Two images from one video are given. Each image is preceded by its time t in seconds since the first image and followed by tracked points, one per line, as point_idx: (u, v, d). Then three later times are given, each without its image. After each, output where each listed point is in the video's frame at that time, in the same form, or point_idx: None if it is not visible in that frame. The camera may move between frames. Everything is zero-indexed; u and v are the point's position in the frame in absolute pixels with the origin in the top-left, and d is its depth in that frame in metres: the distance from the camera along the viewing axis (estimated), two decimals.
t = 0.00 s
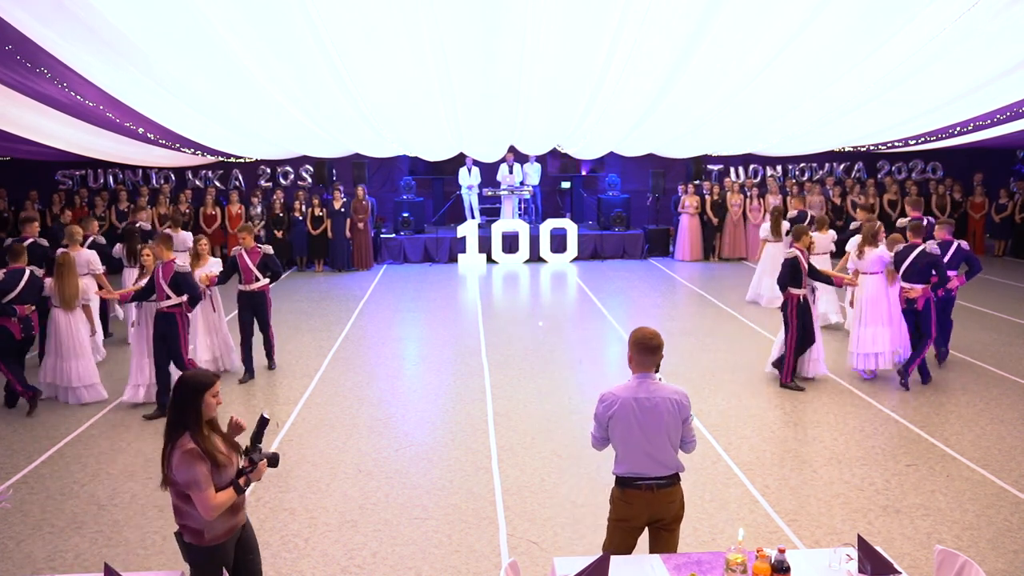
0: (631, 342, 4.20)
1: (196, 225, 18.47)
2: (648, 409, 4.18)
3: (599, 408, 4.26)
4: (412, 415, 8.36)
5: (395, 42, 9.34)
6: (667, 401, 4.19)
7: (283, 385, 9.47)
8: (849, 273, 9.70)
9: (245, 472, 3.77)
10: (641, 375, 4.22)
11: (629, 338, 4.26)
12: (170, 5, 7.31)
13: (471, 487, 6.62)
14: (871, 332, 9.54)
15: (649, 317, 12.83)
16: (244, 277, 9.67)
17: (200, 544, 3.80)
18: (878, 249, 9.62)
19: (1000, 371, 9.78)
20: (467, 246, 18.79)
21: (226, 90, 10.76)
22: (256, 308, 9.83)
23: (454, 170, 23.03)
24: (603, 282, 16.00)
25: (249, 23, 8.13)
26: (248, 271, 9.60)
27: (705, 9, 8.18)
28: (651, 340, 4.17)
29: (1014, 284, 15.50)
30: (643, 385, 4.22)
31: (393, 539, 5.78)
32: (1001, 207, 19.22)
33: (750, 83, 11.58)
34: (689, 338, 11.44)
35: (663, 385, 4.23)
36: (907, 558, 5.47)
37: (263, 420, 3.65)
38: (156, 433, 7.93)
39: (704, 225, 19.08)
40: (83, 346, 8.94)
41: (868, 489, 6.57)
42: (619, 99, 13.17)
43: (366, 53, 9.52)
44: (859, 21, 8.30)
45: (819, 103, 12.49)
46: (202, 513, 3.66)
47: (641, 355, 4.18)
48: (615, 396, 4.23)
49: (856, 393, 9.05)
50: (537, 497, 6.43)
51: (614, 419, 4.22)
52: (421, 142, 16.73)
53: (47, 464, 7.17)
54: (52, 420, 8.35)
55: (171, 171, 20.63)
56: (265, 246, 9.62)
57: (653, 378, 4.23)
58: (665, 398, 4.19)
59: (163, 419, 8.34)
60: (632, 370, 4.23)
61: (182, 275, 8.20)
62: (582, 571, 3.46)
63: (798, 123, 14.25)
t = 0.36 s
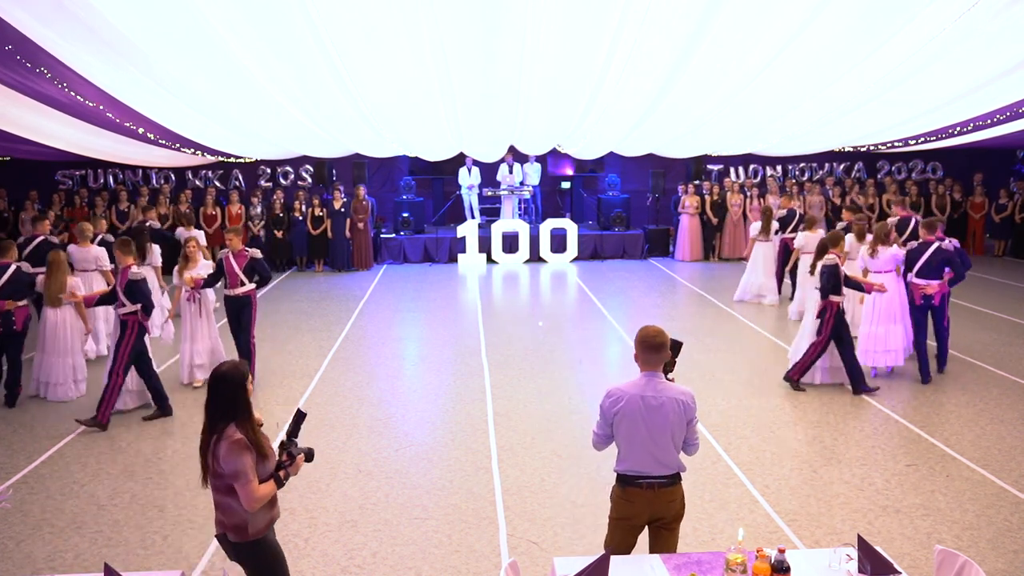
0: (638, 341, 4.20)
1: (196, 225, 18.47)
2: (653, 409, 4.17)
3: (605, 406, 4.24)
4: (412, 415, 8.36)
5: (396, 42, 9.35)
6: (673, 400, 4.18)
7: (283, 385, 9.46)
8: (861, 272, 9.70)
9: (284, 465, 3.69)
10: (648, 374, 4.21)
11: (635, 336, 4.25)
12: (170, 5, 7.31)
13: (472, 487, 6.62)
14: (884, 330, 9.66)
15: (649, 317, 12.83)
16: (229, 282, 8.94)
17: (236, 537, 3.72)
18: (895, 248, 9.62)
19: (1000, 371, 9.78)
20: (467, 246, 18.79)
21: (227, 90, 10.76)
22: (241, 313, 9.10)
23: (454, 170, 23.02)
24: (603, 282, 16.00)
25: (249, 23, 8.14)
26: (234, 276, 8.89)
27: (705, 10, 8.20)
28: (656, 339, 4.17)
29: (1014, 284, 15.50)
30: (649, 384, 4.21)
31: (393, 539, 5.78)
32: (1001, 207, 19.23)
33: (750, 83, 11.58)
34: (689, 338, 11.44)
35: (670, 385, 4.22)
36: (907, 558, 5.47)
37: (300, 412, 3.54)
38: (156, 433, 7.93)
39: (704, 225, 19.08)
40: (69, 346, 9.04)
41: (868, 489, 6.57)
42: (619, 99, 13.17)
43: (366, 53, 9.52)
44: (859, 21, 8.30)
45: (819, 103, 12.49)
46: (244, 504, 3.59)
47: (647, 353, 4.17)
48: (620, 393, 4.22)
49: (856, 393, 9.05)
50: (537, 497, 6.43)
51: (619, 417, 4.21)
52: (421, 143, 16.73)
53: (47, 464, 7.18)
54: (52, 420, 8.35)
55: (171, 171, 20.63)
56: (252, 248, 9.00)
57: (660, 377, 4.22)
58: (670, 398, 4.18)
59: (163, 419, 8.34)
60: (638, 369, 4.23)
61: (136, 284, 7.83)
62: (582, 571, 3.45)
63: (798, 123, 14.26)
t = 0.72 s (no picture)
0: (631, 341, 4.21)
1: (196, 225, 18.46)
2: (646, 408, 4.17)
3: (599, 403, 4.24)
4: (412, 415, 8.36)
5: (396, 42, 9.35)
6: (666, 400, 4.18)
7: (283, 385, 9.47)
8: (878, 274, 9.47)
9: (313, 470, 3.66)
10: (642, 373, 4.22)
11: (628, 335, 4.26)
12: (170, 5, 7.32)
13: (472, 487, 6.62)
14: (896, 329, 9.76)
15: (649, 317, 12.84)
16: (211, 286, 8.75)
17: (276, 553, 3.59)
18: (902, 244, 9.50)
19: (1000, 371, 9.78)
20: (468, 246, 18.79)
21: (226, 90, 10.77)
22: (225, 319, 8.85)
23: (454, 170, 23.03)
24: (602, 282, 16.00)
25: (249, 23, 8.14)
26: (215, 280, 8.69)
27: (705, 10, 8.21)
28: (650, 338, 4.18)
29: (1014, 284, 15.50)
30: (642, 382, 4.22)
31: (394, 539, 5.78)
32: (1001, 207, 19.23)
33: (750, 83, 11.58)
34: (688, 338, 11.44)
35: (664, 385, 4.23)
36: (907, 558, 5.47)
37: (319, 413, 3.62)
38: (157, 433, 7.93)
39: (704, 224, 19.08)
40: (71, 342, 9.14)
41: (868, 488, 6.57)
42: (620, 99, 13.18)
43: (367, 53, 9.53)
44: (858, 21, 8.30)
45: (819, 103, 12.50)
46: (298, 511, 3.51)
47: (641, 352, 4.18)
48: (615, 391, 4.23)
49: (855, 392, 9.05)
50: (537, 497, 6.44)
51: (613, 414, 4.21)
52: (421, 142, 16.73)
53: (47, 464, 7.18)
54: (50, 420, 8.36)
55: (171, 171, 20.63)
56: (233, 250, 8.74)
57: (653, 376, 4.23)
58: (663, 396, 4.18)
59: (163, 419, 8.34)
60: (632, 368, 4.24)
61: (76, 285, 7.76)
62: (582, 571, 3.45)
63: (798, 123, 14.26)
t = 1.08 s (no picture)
0: (603, 338, 4.28)
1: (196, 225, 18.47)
2: (614, 404, 4.22)
3: (569, 398, 4.30)
4: (412, 415, 8.35)
5: (396, 42, 9.34)
6: (635, 397, 4.22)
7: (283, 384, 9.47)
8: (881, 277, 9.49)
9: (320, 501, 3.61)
10: (612, 370, 4.28)
11: (600, 332, 4.33)
12: (170, 5, 7.32)
13: (472, 487, 6.62)
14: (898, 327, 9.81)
15: (649, 317, 12.84)
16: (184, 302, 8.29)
17: None
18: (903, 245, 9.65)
19: (999, 371, 9.78)
20: (468, 246, 18.79)
21: (226, 90, 10.76)
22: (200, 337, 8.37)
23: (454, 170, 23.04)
24: (603, 282, 16.00)
25: (249, 23, 8.14)
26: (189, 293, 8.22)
27: (705, 10, 8.21)
28: (620, 335, 4.25)
29: (1014, 284, 15.50)
30: (611, 379, 4.27)
31: (393, 539, 5.78)
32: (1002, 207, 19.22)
33: (751, 83, 11.57)
34: (688, 338, 11.44)
35: (634, 382, 4.27)
36: (907, 558, 5.47)
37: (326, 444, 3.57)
38: (157, 433, 7.93)
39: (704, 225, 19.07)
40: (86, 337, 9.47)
41: (868, 488, 6.57)
42: (620, 99, 13.18)
43: (367, 53, 9.51)
44: (858, 21, 8.31)
45: (819, 103, 12.50)
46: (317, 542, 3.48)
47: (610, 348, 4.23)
48: (584, 386, 4.28)
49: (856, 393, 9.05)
50: (537, 497, 6.43)
51: (582, 410, 4.26)
52: (422, 142, 16.73)
53: (47, 464, 7.18)
54: (50, 420, 8.36)
55: (171, 171, 20.62)
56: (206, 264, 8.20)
57: (622, 373, 4.28)
58: (632, 392, 4.22)
59: (163, 419, 8.34)
60: (602, 364, 4.29)
61: (25, 298, 7.61)
62: (581, 571, 3.45)
63: (798, 123, 14.26)
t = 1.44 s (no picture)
0: (576, 336, 4.28)
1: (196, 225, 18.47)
2: (592, 401, 4.24)
3: (548, 397, 4.29)
4: (412, 415, 8.35)
5: (396, 42, 9.34)
6: (613, 393, 4.25)
7: (283, 384, 9.47)
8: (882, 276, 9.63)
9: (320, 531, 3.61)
10: (588, 366, 4.29)
11: (572, 329, 4.34)
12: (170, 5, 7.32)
13: (472, 487, 6.63)
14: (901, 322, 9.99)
15: (649, 317, 12.84)
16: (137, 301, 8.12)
17: None
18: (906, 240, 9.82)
19: (999, 371, 9.78)
20: (467, 246, 18.80)
21: (226, 90, 10.75)
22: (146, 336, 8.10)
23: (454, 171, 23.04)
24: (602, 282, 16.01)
25: (249, 22, 8.14)
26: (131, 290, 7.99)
27: (704, 10, 8.22)
28: (592, 331, 4.26)
29: (1014, 284, 15.50)
30: (588, 376, 4.28)
31: (394, 539, 5.78)
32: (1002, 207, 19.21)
33: (750, 83, 11.57)
34: (688, 338, 11.44)
35: (611, 377, 4.30)
36: (907, 558, 5.47)
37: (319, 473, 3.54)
38: (157, 433, 7.93)
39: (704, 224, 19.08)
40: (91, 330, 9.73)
41: (868, 489, 6.57)
42: (620, 99, 13.18)
43: (366, 53, 9.51)
44: (857, 21, 8.32)
45: (819, 103, 12.50)
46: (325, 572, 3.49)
47: (586, 345, 4.25)
48: (563, 385, 4.28)
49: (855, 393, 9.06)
50: (537, 497, 6.44)
51: (562, 408, 4.26)
52: (422, 142, 16.73)
53: (47, 464, 7.18)
54: (48, 420, 8.36)
55: (171, 171, 20.62)
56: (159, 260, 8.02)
57: (598, 370, 4.30)
58: (610, 388, 4.26)
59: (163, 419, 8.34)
60: (578, 362, 4.30)
61: None
62: (580, 571, 3.45)
63: (798, 123, 14.26)
